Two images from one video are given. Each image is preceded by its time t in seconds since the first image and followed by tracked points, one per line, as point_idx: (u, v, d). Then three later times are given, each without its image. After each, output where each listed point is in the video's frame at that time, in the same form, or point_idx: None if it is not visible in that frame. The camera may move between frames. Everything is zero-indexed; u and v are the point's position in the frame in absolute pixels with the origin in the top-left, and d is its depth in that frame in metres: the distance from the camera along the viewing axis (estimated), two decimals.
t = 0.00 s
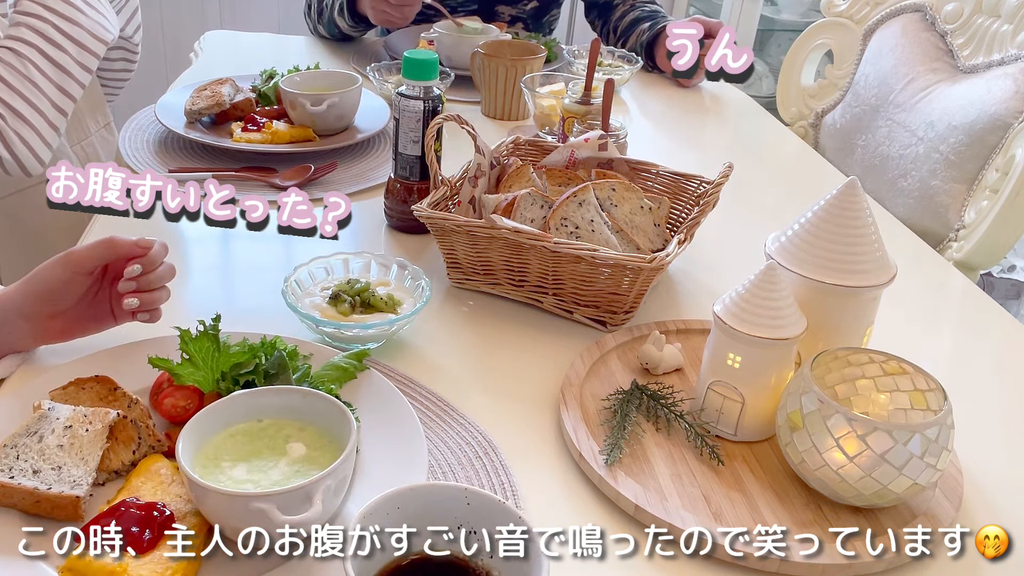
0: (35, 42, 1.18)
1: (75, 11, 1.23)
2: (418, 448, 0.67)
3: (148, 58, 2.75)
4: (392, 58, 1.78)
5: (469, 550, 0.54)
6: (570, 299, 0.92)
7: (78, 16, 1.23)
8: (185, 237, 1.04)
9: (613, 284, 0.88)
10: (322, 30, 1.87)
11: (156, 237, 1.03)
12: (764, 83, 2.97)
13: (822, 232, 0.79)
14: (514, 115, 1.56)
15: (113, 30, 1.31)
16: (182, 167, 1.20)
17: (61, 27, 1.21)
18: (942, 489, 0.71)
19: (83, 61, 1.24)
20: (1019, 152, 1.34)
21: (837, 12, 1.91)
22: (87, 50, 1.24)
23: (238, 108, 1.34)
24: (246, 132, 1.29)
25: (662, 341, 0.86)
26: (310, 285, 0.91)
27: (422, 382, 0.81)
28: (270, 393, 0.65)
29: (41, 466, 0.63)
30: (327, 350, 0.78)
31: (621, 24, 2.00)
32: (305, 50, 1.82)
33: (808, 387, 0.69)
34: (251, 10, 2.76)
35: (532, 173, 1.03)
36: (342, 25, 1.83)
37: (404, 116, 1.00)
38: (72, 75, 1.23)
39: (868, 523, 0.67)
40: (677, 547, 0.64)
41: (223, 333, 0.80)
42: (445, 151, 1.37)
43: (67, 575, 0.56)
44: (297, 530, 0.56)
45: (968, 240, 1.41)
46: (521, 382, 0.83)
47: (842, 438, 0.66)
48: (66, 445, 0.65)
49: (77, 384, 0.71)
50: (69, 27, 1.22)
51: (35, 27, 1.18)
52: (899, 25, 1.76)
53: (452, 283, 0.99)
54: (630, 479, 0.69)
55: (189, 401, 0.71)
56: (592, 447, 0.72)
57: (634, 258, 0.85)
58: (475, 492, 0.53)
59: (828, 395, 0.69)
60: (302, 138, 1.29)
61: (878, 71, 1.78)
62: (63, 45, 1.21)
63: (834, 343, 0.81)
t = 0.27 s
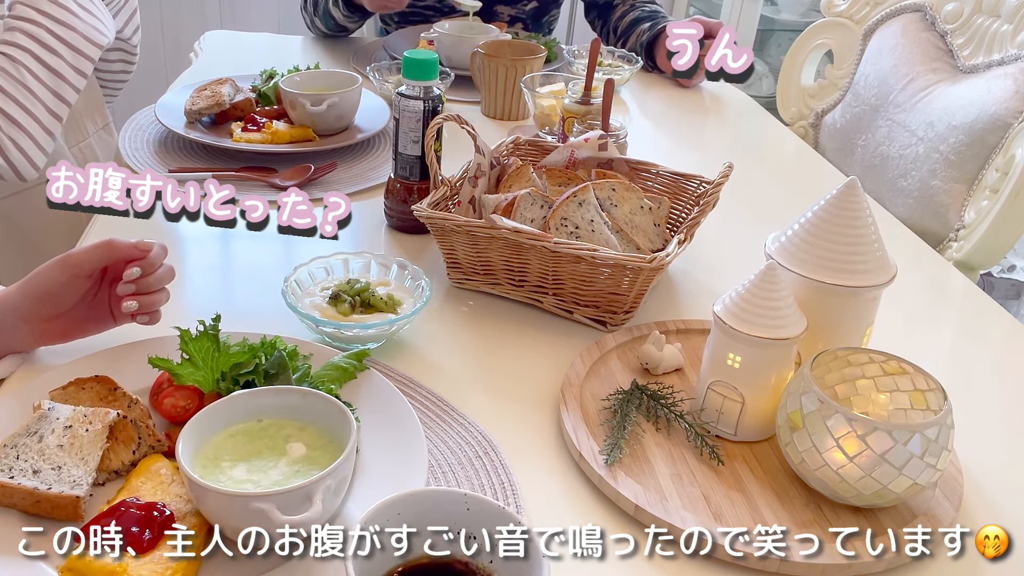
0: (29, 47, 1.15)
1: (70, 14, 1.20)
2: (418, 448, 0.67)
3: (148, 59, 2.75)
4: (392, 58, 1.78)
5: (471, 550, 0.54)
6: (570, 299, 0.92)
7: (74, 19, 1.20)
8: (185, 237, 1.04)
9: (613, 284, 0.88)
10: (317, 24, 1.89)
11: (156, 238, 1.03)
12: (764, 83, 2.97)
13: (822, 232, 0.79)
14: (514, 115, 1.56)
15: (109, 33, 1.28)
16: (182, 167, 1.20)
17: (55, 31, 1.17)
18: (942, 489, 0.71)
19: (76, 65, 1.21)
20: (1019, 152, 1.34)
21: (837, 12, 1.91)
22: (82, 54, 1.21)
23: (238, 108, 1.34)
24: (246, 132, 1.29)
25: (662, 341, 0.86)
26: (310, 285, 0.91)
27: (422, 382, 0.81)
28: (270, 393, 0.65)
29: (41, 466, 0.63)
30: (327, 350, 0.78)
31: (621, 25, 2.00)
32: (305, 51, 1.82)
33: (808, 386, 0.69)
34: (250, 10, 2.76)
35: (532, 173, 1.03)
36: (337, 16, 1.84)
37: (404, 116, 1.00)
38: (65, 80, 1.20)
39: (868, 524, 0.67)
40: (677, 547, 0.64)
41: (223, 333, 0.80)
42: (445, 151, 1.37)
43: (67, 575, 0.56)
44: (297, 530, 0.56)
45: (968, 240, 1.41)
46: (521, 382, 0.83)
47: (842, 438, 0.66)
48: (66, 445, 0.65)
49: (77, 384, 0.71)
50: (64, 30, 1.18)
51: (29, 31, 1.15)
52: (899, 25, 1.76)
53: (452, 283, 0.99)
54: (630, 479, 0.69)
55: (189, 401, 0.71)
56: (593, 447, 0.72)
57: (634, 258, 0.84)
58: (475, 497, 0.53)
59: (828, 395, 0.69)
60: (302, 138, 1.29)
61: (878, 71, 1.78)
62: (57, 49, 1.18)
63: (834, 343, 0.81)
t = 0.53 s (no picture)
0: (26, 48, 1.12)
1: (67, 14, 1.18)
2: (418, 448, 0.67)
3: (148, 58, 2.75)
4: (392, 58, 1.78)
5: (470, 550, 0.54)
6: (570, 299, 0.92)
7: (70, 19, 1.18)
8: (185, 237, 1.04)
9: (613, 284, 0.88)
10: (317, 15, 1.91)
11: (156, 238, 1.03)
12: (762, 83, 2.98)
13: (822, 232, 0.79)
14: (514, 115, 1.56)
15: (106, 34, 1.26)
16: (182, 167, 1.20)
17: (51, 31, 1.15)
18: (943, 489, 0.71)
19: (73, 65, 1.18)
20: (1019, 152, 1.34)
21: (837, 12, 1.91)
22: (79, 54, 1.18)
23: (238, 108, 1.35)
24: (246, 132, 1.29)
25: (662, 341, 0.86)
26: (310, 285, 0.91)
27: (423, 382, 0.81)
28: (270, 393, 0.65)
29: (41, 466, 0.63)
30: (327, 350, 0.78)
31: (621, 25, 2.00)
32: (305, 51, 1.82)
33: (808, 387, 0.69)
34: (250, 9, 2.76)
35: (532, 173, 1.03)
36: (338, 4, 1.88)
37: (404, 116, 1.00)
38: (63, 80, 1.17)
39: (868, 524, 0.67)
40: (677, 547, 0.64)
41: (223, 333, 0.80)
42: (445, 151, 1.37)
43: (67, 575, 0.56)
44: (297, 530, 0.56)
45: (968, 240, 1.41)
46: (521, 381, 0.83)
47: (842, 438, 0.66)
48: (66, 445, 0.65)
49: (77, 384, 0.71)
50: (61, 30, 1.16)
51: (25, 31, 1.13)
52: (899, 26, 1.76)
53: (452, 283, 0.99)
54: (630, 479, 0.69)
55: (189, 401, 0.71)
56: (592, 447, 0.72)
57: (634, 258, 0.84)
58: (469, 500, 0.53)
59: (828, 395, 0.69)
60: (302, 138, 1.29)
61: (878, 71, 1.78)
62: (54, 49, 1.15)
63: (834, 342, 0.81)
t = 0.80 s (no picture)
0: (19, 47, 1.12)
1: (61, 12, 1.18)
2: (418, 448, 0.67)
3: (148, 58, 2.75)
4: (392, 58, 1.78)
5: (470, 550, 0.54)
6: (570, 299, 0.92)
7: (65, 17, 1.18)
8: (185, 237, 1.04)
9: (613, 284, 0.88)
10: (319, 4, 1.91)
11: (156, 239, 1.03)
12: (762, 83, 2.98)
13: (822, 232, 0.79)
14: (514, 115, 1.56)
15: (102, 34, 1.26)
16: (182, 167, 1.21)
17: (45, 29, 1.15)
18: (942, 489, 0.71)
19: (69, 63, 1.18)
20: (1019, 152, 1.34)
21: (837, 12, 1.91)
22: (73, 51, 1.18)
23: (239, 108, 1.35)
24: (246, 132, 1.29)
25: (662, 341, 0.86)
26: (310, 284, 0.91)
27: (423, 382, 0.81)
28: (269, 393, 0.65)
29: (41, 466, 0.63)
30: (327, 350, 0.78)
31: (620, 24, 2.00)
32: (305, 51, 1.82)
33: (808, 387, 0.69)
34: (250, 9, 2.76)
35: (532, 173, 1.03)
36: None
37: (404, 116, 1.00)
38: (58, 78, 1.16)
39: (868, 524, 0.67)
40: (677, 547, 0.64)
41: (223, 333, 0.80)
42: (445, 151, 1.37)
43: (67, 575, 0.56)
44: (297, 530, 0.56)
45: (968, 240, 1.41)
46: (521, 381, 0.83)
47: (842, 438, 0.66)
48: (66, 445, 0.65)
49: (77, 384, 0.71)
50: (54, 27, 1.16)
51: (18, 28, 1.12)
52: (899, 26, 1.76)
53: (452, 283, 0.99)
54: (630, 479, 0.69)
55: (189, 401, 0.71)
56: (592, 447, 0.72)
57: (634, 258, 0.85)
58: (466, 498, 0.52)
59: (828, 395, 0.69)
60: (302, 138, 1.29)
61: (878, 71, 1.78)
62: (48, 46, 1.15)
63: (834, 343, 0.81)
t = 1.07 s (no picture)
0: (12, 43, 1.11)
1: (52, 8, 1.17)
2: (418, 448, 0.67)
3: (148, 57, 2.75)
4: (392, 58, 1.78)
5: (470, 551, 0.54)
6: (570, 299, 0.92)
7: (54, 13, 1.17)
8: (185, 237, 1.04)
9: (613, 284, 0.88)
10: None
11: (156, 239, 1.03)
12: (762, 83, 2.98)
13: (822, 232, 0.79)
14: (514, 115, 1.56)
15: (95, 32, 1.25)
16: (182, 167, 1.20)
17: (36, 25, 1.14)
18: (943, 489, 0.71)
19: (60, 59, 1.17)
20: (1019, 152, 1.34)
21: (837, 12, 1.91)
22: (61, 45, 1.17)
23: (238, 108, 1.35)
24: (246, 132, 1.29)
25: (662, 341, 0.86)
26: (310, 285, 0.91)
27: (423, 382, 0.81)
28: (269, 393, 0.65)
29: (41, 466, 0.63)
30: (327, 350, 0.78)
31: (620, 25, 2.00)
32: (306, 51, 1.82)
33: (808, 387, 0.69)
34: (251, 9, 2.76)
35: (532, 173, 1.03)
36: None
37: (404, 116, 1.00)
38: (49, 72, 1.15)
39: (868, 524, 0.67)
40: (677, 547, 0.64)
41: (223, 333, 0.80)
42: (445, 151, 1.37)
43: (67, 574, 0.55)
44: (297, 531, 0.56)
45: (968, 240, 1.41)
46: (521, 381, 0.83)
47: (842, 438, 0.65)
48: (66, 445, 0.65)
49: (77, 384, 0.71)
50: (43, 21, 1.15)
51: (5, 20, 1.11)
52: (899, 26, 1.76)
53: (452, 283, 0.99)
54: (630, 479, 0.69)
55: (189, 401, 0.71)
56: (593, 447, 0.72)
57: (634, 258, 0.84)
58: (466, 498, 0.52)
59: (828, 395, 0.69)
60: (302, 138, 1.29)
61: (878, 71, 1.78)
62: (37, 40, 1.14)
63: (834, 343, 0.81)
